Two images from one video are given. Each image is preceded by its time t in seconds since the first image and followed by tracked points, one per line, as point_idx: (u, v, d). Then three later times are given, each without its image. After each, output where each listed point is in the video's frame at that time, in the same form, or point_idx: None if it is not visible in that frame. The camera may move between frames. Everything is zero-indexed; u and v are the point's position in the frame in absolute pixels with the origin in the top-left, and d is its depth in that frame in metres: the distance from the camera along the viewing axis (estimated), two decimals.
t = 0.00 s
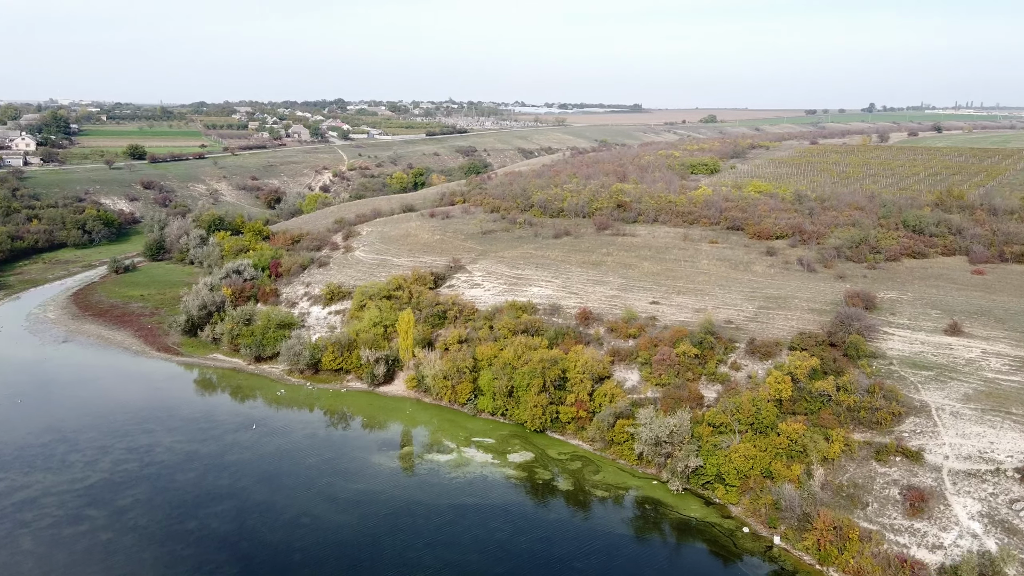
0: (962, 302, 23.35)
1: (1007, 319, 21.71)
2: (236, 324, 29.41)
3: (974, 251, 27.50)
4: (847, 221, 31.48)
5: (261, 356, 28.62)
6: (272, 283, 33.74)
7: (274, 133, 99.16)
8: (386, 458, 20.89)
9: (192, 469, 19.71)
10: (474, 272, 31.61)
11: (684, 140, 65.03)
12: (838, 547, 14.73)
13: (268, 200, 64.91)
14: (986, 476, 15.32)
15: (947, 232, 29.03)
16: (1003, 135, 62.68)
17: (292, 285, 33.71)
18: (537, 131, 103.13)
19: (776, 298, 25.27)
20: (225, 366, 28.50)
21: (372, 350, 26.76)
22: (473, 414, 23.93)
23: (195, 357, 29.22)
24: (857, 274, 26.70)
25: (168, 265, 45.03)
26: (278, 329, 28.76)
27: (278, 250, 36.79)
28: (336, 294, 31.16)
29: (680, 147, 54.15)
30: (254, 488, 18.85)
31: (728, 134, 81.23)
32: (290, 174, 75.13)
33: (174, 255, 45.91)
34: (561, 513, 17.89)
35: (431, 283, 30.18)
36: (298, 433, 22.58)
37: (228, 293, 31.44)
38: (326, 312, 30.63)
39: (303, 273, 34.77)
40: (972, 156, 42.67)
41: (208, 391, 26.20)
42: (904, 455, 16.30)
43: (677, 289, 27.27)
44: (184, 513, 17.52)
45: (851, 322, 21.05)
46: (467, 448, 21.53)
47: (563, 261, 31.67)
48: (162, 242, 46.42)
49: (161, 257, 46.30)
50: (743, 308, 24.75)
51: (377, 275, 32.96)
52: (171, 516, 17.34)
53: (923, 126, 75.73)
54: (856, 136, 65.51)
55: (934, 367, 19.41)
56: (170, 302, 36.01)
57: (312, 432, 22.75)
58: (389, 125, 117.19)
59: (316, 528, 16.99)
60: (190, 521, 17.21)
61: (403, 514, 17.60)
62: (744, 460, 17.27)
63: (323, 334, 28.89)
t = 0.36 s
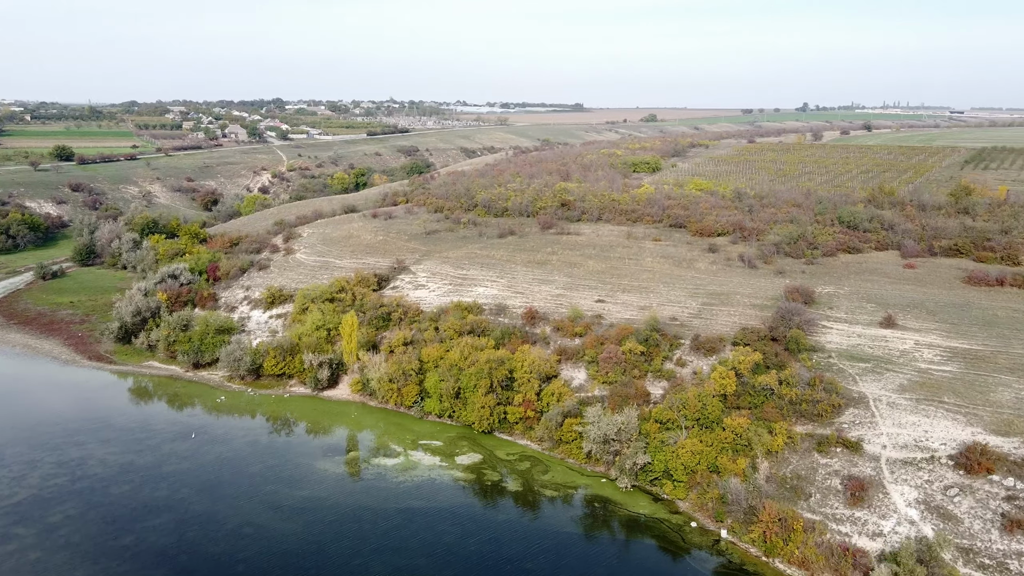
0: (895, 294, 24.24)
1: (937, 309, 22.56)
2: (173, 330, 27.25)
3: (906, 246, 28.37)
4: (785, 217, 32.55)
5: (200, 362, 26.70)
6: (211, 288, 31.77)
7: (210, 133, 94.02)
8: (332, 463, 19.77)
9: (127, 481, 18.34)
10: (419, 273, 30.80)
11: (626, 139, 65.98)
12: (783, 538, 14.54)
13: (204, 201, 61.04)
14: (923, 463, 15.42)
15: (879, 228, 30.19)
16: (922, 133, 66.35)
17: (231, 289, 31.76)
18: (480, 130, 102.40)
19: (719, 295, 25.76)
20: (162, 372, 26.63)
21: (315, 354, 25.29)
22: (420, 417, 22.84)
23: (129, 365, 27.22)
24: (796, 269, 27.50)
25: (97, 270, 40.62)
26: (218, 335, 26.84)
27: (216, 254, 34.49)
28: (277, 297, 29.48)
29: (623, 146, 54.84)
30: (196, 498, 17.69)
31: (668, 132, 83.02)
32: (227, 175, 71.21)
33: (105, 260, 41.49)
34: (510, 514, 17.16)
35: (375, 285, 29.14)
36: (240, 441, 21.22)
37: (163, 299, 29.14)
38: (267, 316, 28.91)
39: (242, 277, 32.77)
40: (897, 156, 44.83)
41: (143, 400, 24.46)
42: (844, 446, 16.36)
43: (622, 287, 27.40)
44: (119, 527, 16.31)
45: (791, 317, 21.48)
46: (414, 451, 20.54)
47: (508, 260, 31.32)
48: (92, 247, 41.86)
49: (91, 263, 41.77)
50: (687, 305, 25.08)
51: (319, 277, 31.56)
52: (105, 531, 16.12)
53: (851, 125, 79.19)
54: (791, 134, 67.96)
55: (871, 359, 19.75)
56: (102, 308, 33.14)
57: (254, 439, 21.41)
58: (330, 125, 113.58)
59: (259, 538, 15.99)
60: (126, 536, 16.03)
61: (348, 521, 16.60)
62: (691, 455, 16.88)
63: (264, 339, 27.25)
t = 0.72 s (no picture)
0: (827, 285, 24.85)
1: (866, 299, 23.15)
2: (98, 338, 24.77)
3: (835, 241, 29.29)
4: (720, 214, 33.42)
5: (127, 371, 24.42)
6: (140, 293, 29.28)
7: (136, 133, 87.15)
8: (272, 471, 18.38)
9: (51, 498, 16.75)
10: (357, 275, 29.50)
11: (565, 138, 66.45)
12: (725, 531, 13.99)
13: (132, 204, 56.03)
14: (858, 452, 15.08)
15: (810, 224, 31.23)
16: (844, 133, 69.85)
17: (161, 294, 29.19)
18: (418, 130, 99.69)
19: (658, 292, 26.01)
20: (87, 383, 24.35)
21: (251, 359, 23.20)
22: (360, 421, 21.25)
23: (50, 377, 24.79)
24: (734, 264, 28.06)
25: (12, 278, 36.13)
26: (148, 342, 24.71)
27: (145, 257, 31.63)
28: (211, 301, 27.25)
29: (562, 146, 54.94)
30: (127, 512, 16.25)
31: (605, 132, 84.27)
32: (155, 176, 66.10)
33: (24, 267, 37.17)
34: (454, 516, 16.14)
35: (312, 287, 27.37)
36: (173, 452, 19.55)
37: (88, 306, 26.66)
38: (201, 322, 26.69)
39: (174, 281, 30.26)
40: (825, 155, 46.84)
41: (70, 412, 22.45)
42: (782, 438, 15.92)
43: (563, 285, 27.30)
44: (42, 548, 14.85)
45: (728, 312, 21.42)
46: (354, 456, 19.13)
47: (448, 260, 30.74)
48: (10, 253, 37.63)
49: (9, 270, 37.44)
50: (627, 303, 25.14)
51: (254, 281, 29.73)
52: (27, 553, 14.68)
53: (781, 124, 81.63)
54: (724, 133, 70.16)
55: (806, 352, 19.62)
56: (20, 317, 29.88)
57: (188, 450, 19.71)
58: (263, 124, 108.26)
59: (194, 552, 14.76)
60: (50, 556, 14.63)
61: (287, 532, 15.41)
62: (634, 451, 16.19)
63: (197, 345, 25.02)
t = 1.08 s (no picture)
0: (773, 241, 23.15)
1: (783, 263, 20.97)
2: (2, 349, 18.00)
3: (761, 237, 23.54)
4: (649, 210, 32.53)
5: (39, 387, 17.97)
6: (51, 302, 22.37)
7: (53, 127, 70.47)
8: (199, 481, 13.40)
9: None
10: (286, 279, 24.37)
11: (493, 137, 65.58)
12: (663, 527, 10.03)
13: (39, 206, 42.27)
14: (789, 443, 11.03)
15: (739, 221, 25.23)
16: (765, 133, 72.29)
17: (75, 305, 22.46)
18: (344, 129, 92.54)
19: (590, 289, 20.14)
20: None
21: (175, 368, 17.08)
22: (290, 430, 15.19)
23: None
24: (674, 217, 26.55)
25: None
26: (65, 354, 18.15)
27: (61, 265, 24.39)
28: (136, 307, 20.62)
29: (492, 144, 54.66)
30: None
31: (537, 130, 83.24)
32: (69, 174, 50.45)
33: None
34: (393, 520, 11.74)
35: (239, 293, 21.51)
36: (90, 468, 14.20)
37: None
38: (122, 330, 20.13)
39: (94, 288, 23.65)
40: (749, 154, 48.18)
41: None
42: (715, 432, 11.54)
43: (498, 284, 21.62)
44: None
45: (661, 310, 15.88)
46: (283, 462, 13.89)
47: (378, 262, 26.76)
48: None
49: None
50: (561, 300, 19.28)
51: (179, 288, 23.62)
52: None
53: (706, 124, 83.90)
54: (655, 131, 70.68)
55: (738, 345, 14.46)
56: None
57: (108, 464, 14.38)
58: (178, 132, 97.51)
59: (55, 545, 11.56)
60: None
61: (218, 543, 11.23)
62: (571, 450, 11.42)
63: (117, 356, 18.51)
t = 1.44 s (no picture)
0: (696, 237, 23.76)
1: (707, 260, 21.50)
2: None
3: (685, 233, 24.12)
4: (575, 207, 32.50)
5: None
6: None
7: None
8: (114, 499, 10.87)
9: None
10: (205, 284, 21.39)
11: (412, 137, 64.20)
12: (595, 523, 9.70)
13: None
14: (715, 435, 11.13)
15: (663, 218, 25.82)
16: (680, 131, 74.87)
17: None
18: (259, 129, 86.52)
19: (518, 289, 19.66)
20: None
21: (86, 381, 13.71)
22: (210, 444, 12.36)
23: None
24: (597, 215, 26.69)
25: None
26: None
27: None
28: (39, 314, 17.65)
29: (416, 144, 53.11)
30: None
31: (461, 129, 82.21)
32: None
33: None
34: (322, 529, 10.05)
35: (156, 299, 18.36)
36: None
37: None
38: (24, 342, 16.92)
39: None
40: (670, 152, 49.65)
41: None
42: (645, 426, 11.39)
43: (426, 286, 20.52)
44: None
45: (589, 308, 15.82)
46: (208, 475, 11.35)
47: (301, 265, 24.58)
48: None
49: None
50: (489, 301, 18.66)
51: (85, 296, 20.90)
52: None
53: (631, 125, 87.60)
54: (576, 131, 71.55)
55: (665, 341, 14.63)
56: None
57: (10, 486, 11.39)
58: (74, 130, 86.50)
59: None
60: None
61: None
62: (504, 450, 10.63)
63: (18, 371, 15.49)
